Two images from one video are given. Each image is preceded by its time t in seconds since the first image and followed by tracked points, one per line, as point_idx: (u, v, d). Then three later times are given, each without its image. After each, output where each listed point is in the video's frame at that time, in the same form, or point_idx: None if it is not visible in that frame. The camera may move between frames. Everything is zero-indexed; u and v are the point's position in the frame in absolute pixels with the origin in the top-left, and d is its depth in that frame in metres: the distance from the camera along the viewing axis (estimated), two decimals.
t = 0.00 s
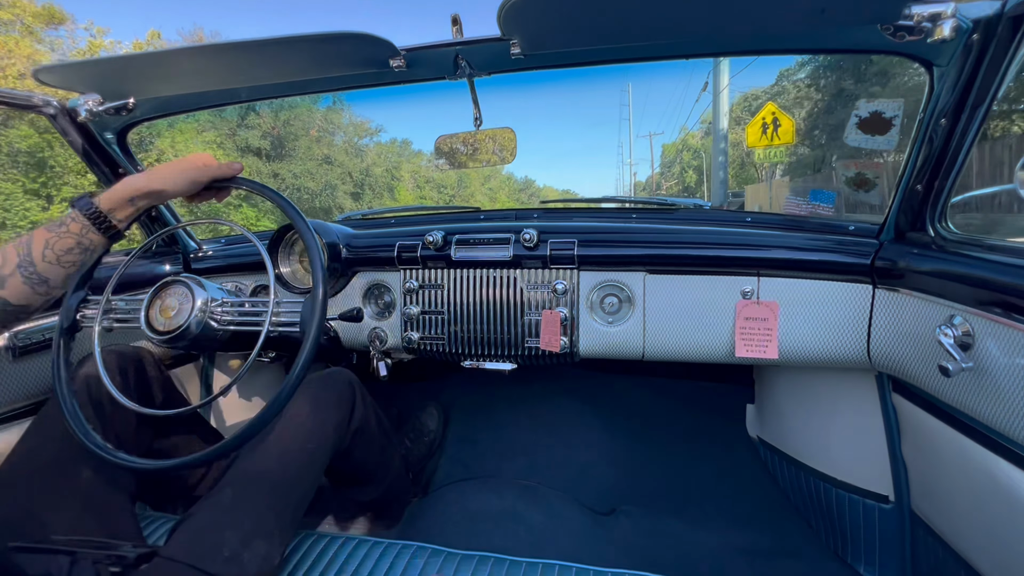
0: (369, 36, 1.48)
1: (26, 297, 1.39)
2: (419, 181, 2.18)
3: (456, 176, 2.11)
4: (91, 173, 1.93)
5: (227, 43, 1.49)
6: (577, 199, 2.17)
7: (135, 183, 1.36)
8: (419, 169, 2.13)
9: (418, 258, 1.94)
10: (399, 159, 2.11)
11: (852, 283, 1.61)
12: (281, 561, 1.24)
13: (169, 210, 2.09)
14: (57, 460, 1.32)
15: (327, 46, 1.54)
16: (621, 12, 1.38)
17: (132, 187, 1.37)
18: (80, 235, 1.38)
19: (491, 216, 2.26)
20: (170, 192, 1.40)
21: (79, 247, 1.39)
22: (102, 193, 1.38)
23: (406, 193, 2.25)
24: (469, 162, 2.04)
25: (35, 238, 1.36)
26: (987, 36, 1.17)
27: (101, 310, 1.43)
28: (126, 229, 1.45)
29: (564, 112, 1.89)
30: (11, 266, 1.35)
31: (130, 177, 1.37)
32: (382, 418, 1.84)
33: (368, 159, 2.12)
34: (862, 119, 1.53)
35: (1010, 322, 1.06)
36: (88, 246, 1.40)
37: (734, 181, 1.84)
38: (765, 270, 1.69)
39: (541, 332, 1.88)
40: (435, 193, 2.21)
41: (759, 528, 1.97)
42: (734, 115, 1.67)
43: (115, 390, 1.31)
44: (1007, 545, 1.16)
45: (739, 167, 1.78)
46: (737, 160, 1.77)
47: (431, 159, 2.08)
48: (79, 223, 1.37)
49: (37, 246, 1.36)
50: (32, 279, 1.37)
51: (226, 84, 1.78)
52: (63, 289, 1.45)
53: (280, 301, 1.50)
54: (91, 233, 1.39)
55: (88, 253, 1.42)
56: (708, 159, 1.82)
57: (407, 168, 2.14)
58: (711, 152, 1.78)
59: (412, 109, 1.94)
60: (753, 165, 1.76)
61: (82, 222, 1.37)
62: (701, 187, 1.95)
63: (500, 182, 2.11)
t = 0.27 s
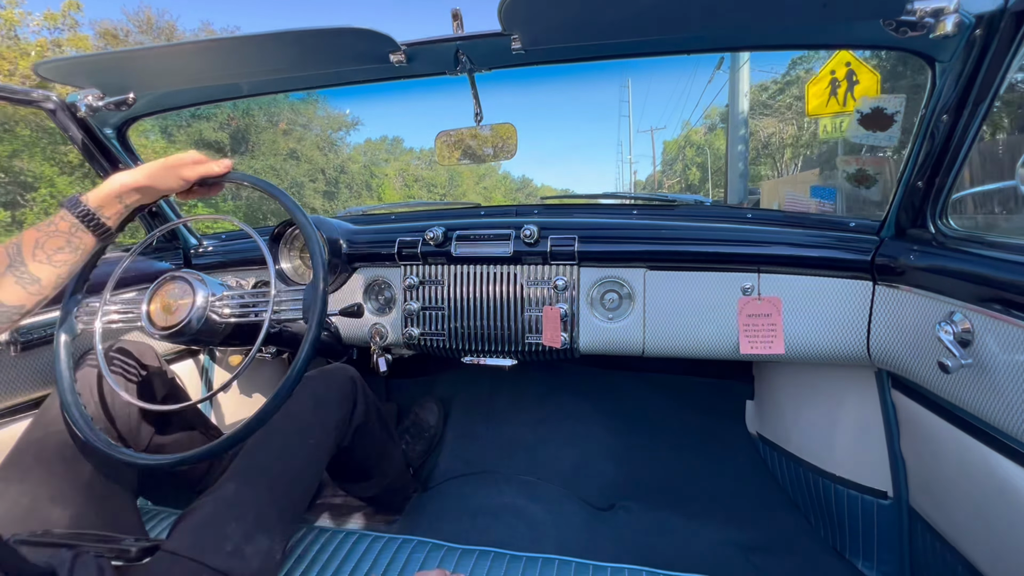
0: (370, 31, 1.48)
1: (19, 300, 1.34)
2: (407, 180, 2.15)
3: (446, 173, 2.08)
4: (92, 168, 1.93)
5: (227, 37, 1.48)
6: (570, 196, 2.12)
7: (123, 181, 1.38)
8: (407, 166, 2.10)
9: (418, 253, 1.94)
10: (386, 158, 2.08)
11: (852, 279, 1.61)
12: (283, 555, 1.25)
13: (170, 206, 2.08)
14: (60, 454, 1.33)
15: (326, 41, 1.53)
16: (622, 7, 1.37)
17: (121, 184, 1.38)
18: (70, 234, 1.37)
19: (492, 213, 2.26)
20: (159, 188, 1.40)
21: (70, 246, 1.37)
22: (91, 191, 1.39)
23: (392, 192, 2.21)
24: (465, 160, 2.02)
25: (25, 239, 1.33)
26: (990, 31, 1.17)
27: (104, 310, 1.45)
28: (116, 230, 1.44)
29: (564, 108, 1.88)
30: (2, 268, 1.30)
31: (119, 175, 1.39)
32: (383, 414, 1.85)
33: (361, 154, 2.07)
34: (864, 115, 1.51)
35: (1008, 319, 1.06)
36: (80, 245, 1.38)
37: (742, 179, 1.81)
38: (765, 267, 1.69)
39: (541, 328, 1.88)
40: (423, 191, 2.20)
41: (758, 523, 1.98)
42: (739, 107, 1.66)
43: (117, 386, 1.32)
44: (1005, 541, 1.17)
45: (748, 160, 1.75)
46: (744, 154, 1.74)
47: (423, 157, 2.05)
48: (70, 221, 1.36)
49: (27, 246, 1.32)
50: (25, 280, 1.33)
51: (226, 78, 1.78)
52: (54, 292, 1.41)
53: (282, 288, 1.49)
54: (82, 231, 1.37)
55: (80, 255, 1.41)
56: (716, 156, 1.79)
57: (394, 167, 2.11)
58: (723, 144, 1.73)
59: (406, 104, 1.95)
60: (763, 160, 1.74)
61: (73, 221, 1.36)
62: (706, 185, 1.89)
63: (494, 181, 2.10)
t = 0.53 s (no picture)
0: (370, 33, 1.48)
1: (15, 301, 1.35)
2: (394, 178, 2.18)
3: (437, 171, 2.13)
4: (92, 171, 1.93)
5: (227, 41, 1.48)
6: (575, 198, 2.16)
7: (119, 184, 1.38)
8: (395, 163, 2.14)
9: (417, 256, 1.94)
10: (373, 155, 2.11)
11: (853, 282, 1.61)
12: (280, 559, 1.24)
13: (169, 209, 2.09)
14: (57, 457, 1.32)
15: (327, 44, 1.54)
16: (621, 10, 1.37)
17: (117, 187, 1.38)
18: (67, 236, 1.37)
19: (491, 215, 2.26)
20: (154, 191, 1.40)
21: (66, 248, 1.37)
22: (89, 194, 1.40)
23: (376, 193, 2.24)
24: (463, 162, 2.04)
25: (22, 242, 1.34)
26: (988, 35, 1.17)
27: (101, 313, 1.44)
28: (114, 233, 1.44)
29: (564, 111, 1.88)
30: None
31: (116, 178, 1.39)
32: (381, 417, 1.84)
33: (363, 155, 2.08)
34: (862, 118, 1.53)
35: (1009, 322, 1.06)
36: (77, 247, 1.38)
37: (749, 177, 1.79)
38: (765, 270, 1.69)
39: (541, 331, 1.88)
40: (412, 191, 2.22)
41: (758, 527, 1.97)
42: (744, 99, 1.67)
43: (115, 389, 1.31)
44: (1006, 546, 1.16)
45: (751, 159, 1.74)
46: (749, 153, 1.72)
47: (411, 153, 2.09)
48: (67, 224, 1.36)
49: (24, 248, 1.33)
50: (20, 282, 1.34)
51: (226, 81, 1.78)
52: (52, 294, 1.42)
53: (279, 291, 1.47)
54: (78, 233, 1.37)
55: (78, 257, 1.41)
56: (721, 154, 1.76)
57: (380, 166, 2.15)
58: (730, 136, 1.71)
59: (405, 108, 1.94)
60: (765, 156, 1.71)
61: (71, 224, 1.36)
62: (711, 184, 1.87)
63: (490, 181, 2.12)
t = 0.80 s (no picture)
0: (369, 32, 1.48)
1: (17, 303, 1.34)
2: (379, 176, 2.16)
3: (432, 169, 2.12)
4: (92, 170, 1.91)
5: (228, 40, 1.49)
6: (572, 197, 2.11)
7: (122, 185, 1.38)
8: (380, 160, 2.11)
9: (418, 255, 1.94)
10: (356, 152, 2.10)
11: (853, 279, 1.61)
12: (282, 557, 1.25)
13: (170, 208, 2.09)
14: (60, 456, 1.33)
15: (327, 43, 1.54)
16: (621, 8, 1.37)
17: (120, 188, 1.38)
18: (69, 237, 1.37)
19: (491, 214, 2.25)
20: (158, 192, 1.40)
21: (69, 249, 1.37)
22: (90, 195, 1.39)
23: (358, 191, 2.21)
24: (463, 160, 2.04)
25: (24, 243, 1.33)
26: (989, 32, 1.16)
27: (103, 313, 1.45)
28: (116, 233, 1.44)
29: (564, 109, 1.88)
30: (1, 271, 1.31)
31: (119, 178, 1.39)
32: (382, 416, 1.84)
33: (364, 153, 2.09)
34: (863, 116, 1.54)
35: (1009, 319, 1.06)
36: (80, 248, 1.39)
37: (756, 174, 1.80)
38: (765, 268, 1.69)
39: (541, 330, 1.88)
40: (397, 189, 2.19)
41: (758, 524, 1.98)
42: (751, 92, 1.66)
43: (117, 388, 1.32)
44: (1006, 541, 1.17)
45: (753, 157, 1.76)
46: (754, 149, 1.74)
47: (398, 150, 2.07)
48: (68, 224, 1.36)
49: (27, 250, 1.33)
50: (24, 284, 1.34)
51: (227, 80, 1.78)
52: (53, 294, 1.42)
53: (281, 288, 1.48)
54: (81, 234, 1.37)
55: (79, 256, 1.41)
56: (726, 149, 1.77)
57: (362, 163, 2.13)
58: (737, 130, 1.72)
59: (405, 106, 1.94)
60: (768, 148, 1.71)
61: (73, 225, 1.36)
62: (715, 184, 1.88)
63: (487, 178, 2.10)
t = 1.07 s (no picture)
0: (370, 32, 1.47)
1: (17, 301, 1.35)
2: (361, 173, 2.16)
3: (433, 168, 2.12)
4: (93, 167, 1.92)
5: (229, 38, 1.49)
6: (573, 197, 2.13)
7: (121, 183, 1.37)
8: (363, 156, 2.10)
9: (418, 255, 1.94)
10: (340, 147, 2.08)
11: (853, 283, 1.60)
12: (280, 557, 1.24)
13: (170, 206, 2.08)
14: (57, 453, 1.33)
15: (329, 42, 1.54)
16: (622, 9, 1.37)
17: (119, 186, 1.37)
18: (69, 236, 1.36)
19: (491, 214, 2.25)
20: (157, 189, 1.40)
21: (68, 247, 1.36)
22: (88, 194, 1.39)
23: (359, 190, 2.22)
24: (463, 161, 2.05)
25: (22, 241, 1.33)
26: (991, 36, 1.16)
27: (103, 313, 1.45)
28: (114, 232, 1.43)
29: (565, 110, 1.88)
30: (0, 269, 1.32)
31: (117, 176, 1.38)
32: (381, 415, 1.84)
33: (363, 154, 2.10)
34: (863, 119, 1.54)
35: (1009, 323, 1.06)
36: (78, 247, 1.38)
37: (765, 171, 1.78)
38: (765, 270, 1.69)
39: (541, 331, 1.88)
40: (380, 186, 2.20)
41: (756, 527, 1.98)
42: (758, 84, 1.64)
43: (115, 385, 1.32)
44: (1004, 546, 1.17)
45: (763, 152, 1.74)
46: (763, 144, 1.72)
47: (398, 149, 2.07)
48: (66, 223, 1.35)
49: (26, 248, 1.33)
50: (22, 282, 1.33)
51: (228, 78, 1.78)
52: (53, 293, 1.41)
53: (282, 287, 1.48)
54: (80, 233, 1.36)
55: (80, 255, 1.40)
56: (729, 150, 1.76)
57: (342, 161, 2.12)
58: (744, 124, 1.70)
59: (405, 106, 1.94)
60: (775, 147, 1.71)
61: (71, 222, 1.35)
62: (722, 182, 1.85)
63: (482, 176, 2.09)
